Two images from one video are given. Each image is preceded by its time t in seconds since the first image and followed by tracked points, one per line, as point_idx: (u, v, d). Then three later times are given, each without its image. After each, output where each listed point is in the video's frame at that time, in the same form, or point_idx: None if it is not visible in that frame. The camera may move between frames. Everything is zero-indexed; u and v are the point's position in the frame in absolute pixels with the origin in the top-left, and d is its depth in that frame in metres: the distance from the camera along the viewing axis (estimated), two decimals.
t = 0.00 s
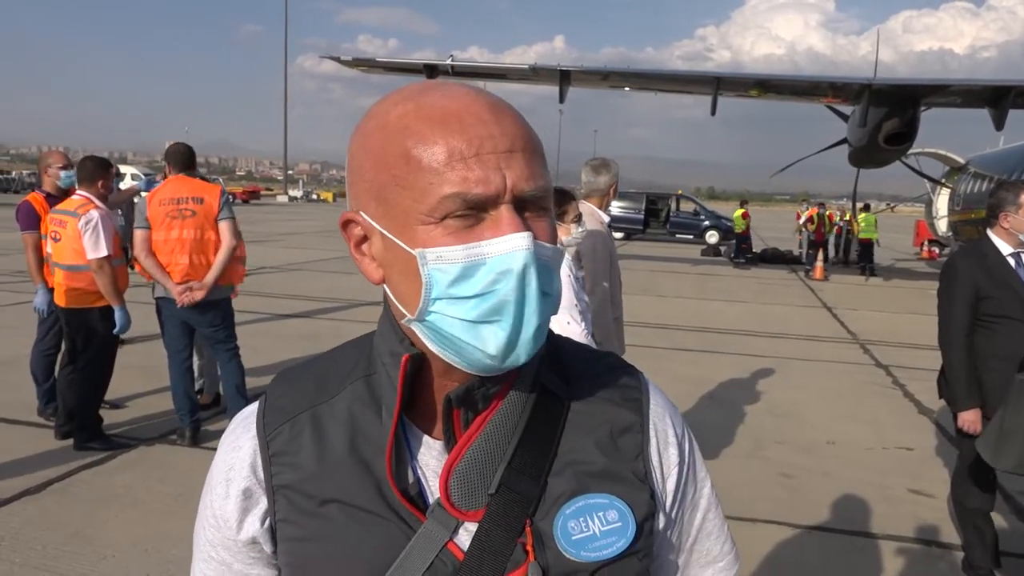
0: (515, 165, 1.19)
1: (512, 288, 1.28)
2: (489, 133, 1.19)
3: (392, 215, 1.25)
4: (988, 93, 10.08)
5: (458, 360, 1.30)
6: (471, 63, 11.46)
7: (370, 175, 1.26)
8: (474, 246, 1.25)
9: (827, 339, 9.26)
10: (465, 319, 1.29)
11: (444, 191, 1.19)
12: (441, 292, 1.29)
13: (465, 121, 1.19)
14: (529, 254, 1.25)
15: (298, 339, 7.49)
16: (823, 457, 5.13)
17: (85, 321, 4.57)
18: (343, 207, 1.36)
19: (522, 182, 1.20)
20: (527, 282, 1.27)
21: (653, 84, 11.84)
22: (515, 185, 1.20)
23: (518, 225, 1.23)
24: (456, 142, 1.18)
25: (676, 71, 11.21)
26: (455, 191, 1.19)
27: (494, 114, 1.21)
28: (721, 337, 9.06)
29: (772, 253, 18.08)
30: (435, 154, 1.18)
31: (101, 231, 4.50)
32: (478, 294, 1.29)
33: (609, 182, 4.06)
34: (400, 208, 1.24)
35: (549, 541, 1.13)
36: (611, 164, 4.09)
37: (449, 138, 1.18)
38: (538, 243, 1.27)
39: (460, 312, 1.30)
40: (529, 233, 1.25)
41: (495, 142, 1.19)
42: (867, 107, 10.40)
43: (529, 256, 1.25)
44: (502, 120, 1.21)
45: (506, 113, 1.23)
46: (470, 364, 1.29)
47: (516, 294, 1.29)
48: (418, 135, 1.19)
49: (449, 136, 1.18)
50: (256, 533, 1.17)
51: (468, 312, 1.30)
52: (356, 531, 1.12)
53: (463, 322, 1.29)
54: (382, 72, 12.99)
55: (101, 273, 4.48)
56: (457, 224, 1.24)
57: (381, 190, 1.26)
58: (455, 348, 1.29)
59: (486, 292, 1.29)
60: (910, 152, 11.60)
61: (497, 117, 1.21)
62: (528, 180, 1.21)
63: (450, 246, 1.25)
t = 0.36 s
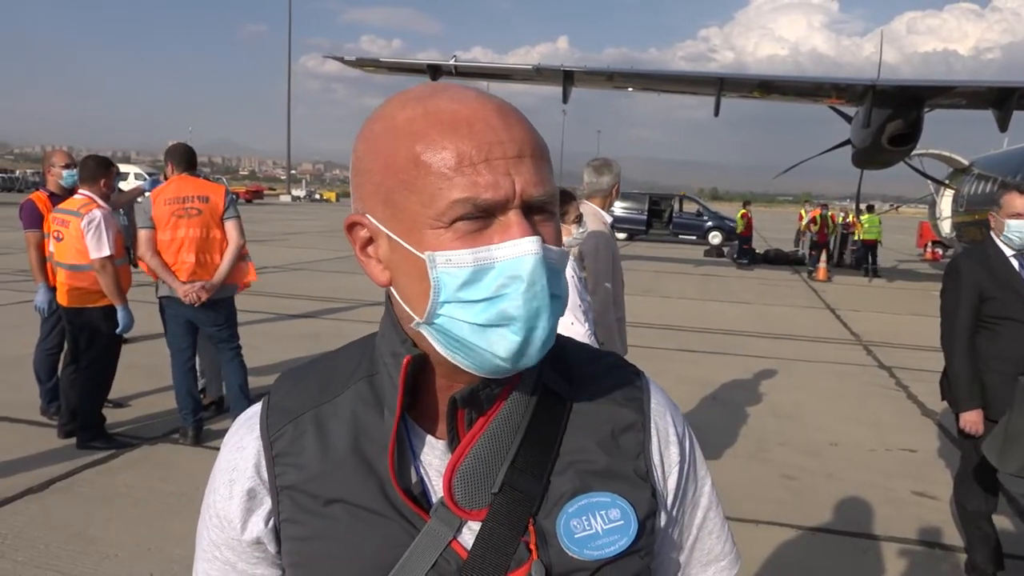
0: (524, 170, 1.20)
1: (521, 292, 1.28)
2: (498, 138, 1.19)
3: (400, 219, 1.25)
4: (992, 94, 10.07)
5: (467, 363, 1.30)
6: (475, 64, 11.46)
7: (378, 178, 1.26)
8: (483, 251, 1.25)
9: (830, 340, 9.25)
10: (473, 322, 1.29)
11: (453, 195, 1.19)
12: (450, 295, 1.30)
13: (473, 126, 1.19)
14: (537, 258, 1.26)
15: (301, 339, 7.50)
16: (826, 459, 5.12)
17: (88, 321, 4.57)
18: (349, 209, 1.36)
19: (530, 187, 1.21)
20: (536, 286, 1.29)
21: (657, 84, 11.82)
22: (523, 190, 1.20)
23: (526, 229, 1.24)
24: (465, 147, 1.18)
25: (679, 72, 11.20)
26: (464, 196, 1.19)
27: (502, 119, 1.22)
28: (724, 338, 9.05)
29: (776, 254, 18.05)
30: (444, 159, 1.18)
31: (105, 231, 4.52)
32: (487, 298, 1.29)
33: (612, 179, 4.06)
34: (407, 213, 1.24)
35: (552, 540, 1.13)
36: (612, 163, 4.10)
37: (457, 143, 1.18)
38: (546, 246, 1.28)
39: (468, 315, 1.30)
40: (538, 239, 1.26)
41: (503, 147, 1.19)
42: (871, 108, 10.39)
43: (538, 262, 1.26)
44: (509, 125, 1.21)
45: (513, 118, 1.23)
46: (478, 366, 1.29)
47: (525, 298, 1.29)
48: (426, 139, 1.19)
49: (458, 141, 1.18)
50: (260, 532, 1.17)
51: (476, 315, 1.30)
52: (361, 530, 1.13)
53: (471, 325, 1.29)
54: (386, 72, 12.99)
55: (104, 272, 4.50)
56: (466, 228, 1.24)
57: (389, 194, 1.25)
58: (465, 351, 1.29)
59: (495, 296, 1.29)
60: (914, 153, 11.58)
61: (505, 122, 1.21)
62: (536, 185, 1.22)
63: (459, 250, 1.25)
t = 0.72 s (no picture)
0: (546, 171, 1.21)
1: (541, 297, 1.29)
2: (520, 139, 1.20)
3: (420, 218, 1.25)
4: (996, 95, 10.06)
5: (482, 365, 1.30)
6: (479, 64, 11.48)
7: (397, 177, 1.26)
8: (506, 254, 1.26)
9: (833, 341, 9.23)
10: (491, 325, 1.29)
11: (475, 195, 1.19)
12: (470, 298, 1.29)
13: (495, 126, 1.20)
14: (559, 265, 1.28)
15: (304, 339, 7.52)
16: (829, 460, 5.12)
17: (91, 320, 4.59)
18: (361, 208, 1.35)
19: (551, 188, 1.22)
20: (557, 291, 1.30)
21: (660, 85, 11.81)
22: (545, 190, 1.21)
23: (547, 234, 1.25)
24: (487, 147, 1.18)
25: (682, 72, 11.19)
26: (486, 196, 1.19)
27: (522, 120, 1.23)
28: (727, 339, 9.03)
29: (779, 255, 18.03)
30: (467, 158, 1.19)
31: (106, 228, 4.52)
32: (507, 302, 1.30)
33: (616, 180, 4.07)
34: (428, 212, 1.24)
35: (562, 540, 1.14)
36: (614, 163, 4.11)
37: (480, 142, 1.18)
38: (567, 252, 1.29)
39: (486, 318, 1.30)
40: (560, 243, 1.27)
41: (525, 148, 1.20)
42: (874, 109, 10.37)
43: (559, 268, 1.27)
44: (530, 126, 1.22)
45: (532, 119, 1.24)
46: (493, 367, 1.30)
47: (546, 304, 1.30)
48: (447, 139, 1.20)
49: (480, 141, 1.19)
50: (267, 535, 1.18)
51: (494, 319, 1.30)
52: (370, 532, 1.13)
53: (490, 329, 1.29)
54: (389, 73, 13.00)
55: (107, 270, 4.49)
56: (488, 228, 1.24)
57: (409, 193, 1.25)
58: (481, 352, 1.30)
59: (515, 300, 1.30)
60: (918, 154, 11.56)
61: (526, 123, 1.22)
62: (556, 185, 1.23)
63: (482, 254, 1.25)
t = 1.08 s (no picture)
0: (561, 179, 1.20)
1: (554, 309, 1.27)
2: (536, 146, 1.19)
3: (431, 225, 1.24)
4: (999, 97, 10.05)
5: (492, 372, 1.29)
6: (481, 65, 11.47)
7: (409, 182, 1.25)
8: (520, 263, 1.24)
9: (836, 343, 9.21)
10: (501, 334, 1.27)
11: (489, 203, 1.18)
12: (480, 306, 1.27)
13: (511, 133, 1.19)
14: (573, 275, 1.26)
15: (306, 339, 7.51)
16: (832, 462, 5.10)
17: (92, 320, 4.58)
18: (370, 212, 1.33)
19: (566, 197, 1.21)
20: (570, 302, 1.28)
21: (663, 86, 11.80)
22: (560, 199, 1.20)
23: (562, 246, 1.24)
24: (503, 154, 1.18)
25: (686, 73, 11.17)
26: (500, 205, 1.18)
27: (538, 128, 1.22)
28: (729, 340, 9.01)
29: (782, 257, 18.01)
30: (482, 165, 1.18)
31: (105, 227, 4.52)
32: (519, 312, 1.28)
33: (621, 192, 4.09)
34: (440, 218, 1.22)
35: (570, 547, 1.12)
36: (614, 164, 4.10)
37: (496, 150, 1.18)
38: (581, 262, 1.28)
39: (497, 327, 1.28)
40: (574, 254, 1.26)
41: (542, 156, 1.19)
42: (877, 110, 10.36)
43: (573, 280, 1.26)
44: (546, 133, 1.21)
45: (548, 127, 1.24)
46: (502, 376, 1.28)
47: (558, 314, 1.28)
48: (462, 145, 1.19)
49: (496, 148, 1.18)
50: (271, 544, 1.16)
51: (505, 328, 1.27)
52: (376, 540, 1.12)
53: (500, 337, 1.27)
54: (391, 73, 13.00)
55: (106, 269, 4.48)
56: (501, 236, 1.23)
57: (420, 198, 1.24)
58: (490, 360, 1.28)
59: (527, 311, 1.28)
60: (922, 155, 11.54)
61: (542, 131, 1.21)
62: (571, 195, 1.22)
63: (495, 263, 1.24)
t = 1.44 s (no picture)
0: (574, 180, 1.21)
1: (564, 308, 1.28)
2: (550, 146, 1.20)
3: (443, 221, 1.24)
4: (999, 98, 10.07)
5: (499, 370, 1.29)
6: (481, 65, 11.47)
7: (422, 178, 1.25)
8: (531, 262, 1.25)
9: (835, 343, 9.22)
10: (509, 332, 1.27)
11: (502, 201, 1.19)
12: (490, 302, 1.27)
13: (525, 132, 1.20)
14: (584, 276, 1.27)
15: (306, 340, 7.51)
16: (832, 463, 5.11)
17: (91, 320, 4.58)
18: (381, 206, 1.33)
19: (578, 197, 1.22)
20: (579, 302, 1.28)
21: (663, 87, 11.81)
22: (572, 199, 1.21)
23: (572, 246, 1.25)
24: (517, 153, 1.18)
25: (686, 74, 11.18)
26: (513, 203, 1.19)
27: (553, 127, 1.22)
28: (730, 341, 9.02)
29: (781, 257, 18.02)
30: (496, 163, 1.18)
31: (101, 227, 4.52)
32: (529, 310, 1.28)
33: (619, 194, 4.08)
34: (452, 215, 1.23)
35: (574, 550, 1.13)
36: (613, 164, 4.12)
37: (510, 149, 1.18)
38: (592, 262, 1.28)
39: (506, 324, 1.28)
40: (585, 254, 1.26)
41: (555, 156, 1.20)
42: (877, 111, 10.36)
43: (584, 280, 1.26)
44: (560, 133, 1.22)
45: (562, 127, 1.24)
46: (508, 374, 1.29)
47: (566, 314, 1.28)
48: (476, 143, 1.19)
49: (510, 147, 1.19)
50: (274, 540, 1.17)
51: (513, 325, 1.28)
52: (380, 538, 1.12)
53: (508, 335, 1.27)
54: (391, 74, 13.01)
55: (102, 269, 4.48)
56: (513, 234, 1.23)
57: (432, 194, 1.24)
58: (498, 358, 1.29)
59: (536, 309, 1.28)
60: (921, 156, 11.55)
61: (557, 130, 1.22)
62: (584, 195, 1.23)
63: (506, 260, 1.24)
